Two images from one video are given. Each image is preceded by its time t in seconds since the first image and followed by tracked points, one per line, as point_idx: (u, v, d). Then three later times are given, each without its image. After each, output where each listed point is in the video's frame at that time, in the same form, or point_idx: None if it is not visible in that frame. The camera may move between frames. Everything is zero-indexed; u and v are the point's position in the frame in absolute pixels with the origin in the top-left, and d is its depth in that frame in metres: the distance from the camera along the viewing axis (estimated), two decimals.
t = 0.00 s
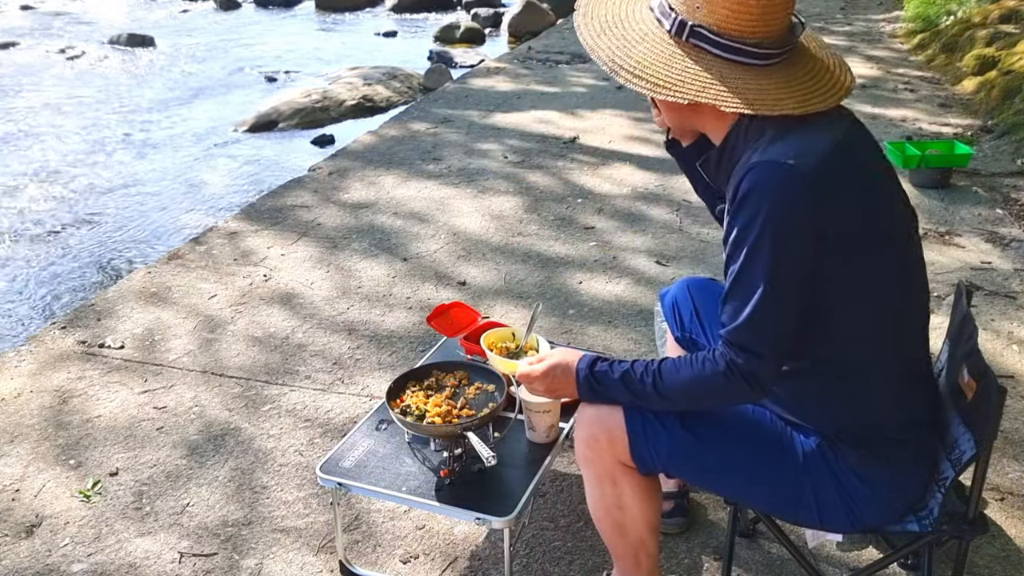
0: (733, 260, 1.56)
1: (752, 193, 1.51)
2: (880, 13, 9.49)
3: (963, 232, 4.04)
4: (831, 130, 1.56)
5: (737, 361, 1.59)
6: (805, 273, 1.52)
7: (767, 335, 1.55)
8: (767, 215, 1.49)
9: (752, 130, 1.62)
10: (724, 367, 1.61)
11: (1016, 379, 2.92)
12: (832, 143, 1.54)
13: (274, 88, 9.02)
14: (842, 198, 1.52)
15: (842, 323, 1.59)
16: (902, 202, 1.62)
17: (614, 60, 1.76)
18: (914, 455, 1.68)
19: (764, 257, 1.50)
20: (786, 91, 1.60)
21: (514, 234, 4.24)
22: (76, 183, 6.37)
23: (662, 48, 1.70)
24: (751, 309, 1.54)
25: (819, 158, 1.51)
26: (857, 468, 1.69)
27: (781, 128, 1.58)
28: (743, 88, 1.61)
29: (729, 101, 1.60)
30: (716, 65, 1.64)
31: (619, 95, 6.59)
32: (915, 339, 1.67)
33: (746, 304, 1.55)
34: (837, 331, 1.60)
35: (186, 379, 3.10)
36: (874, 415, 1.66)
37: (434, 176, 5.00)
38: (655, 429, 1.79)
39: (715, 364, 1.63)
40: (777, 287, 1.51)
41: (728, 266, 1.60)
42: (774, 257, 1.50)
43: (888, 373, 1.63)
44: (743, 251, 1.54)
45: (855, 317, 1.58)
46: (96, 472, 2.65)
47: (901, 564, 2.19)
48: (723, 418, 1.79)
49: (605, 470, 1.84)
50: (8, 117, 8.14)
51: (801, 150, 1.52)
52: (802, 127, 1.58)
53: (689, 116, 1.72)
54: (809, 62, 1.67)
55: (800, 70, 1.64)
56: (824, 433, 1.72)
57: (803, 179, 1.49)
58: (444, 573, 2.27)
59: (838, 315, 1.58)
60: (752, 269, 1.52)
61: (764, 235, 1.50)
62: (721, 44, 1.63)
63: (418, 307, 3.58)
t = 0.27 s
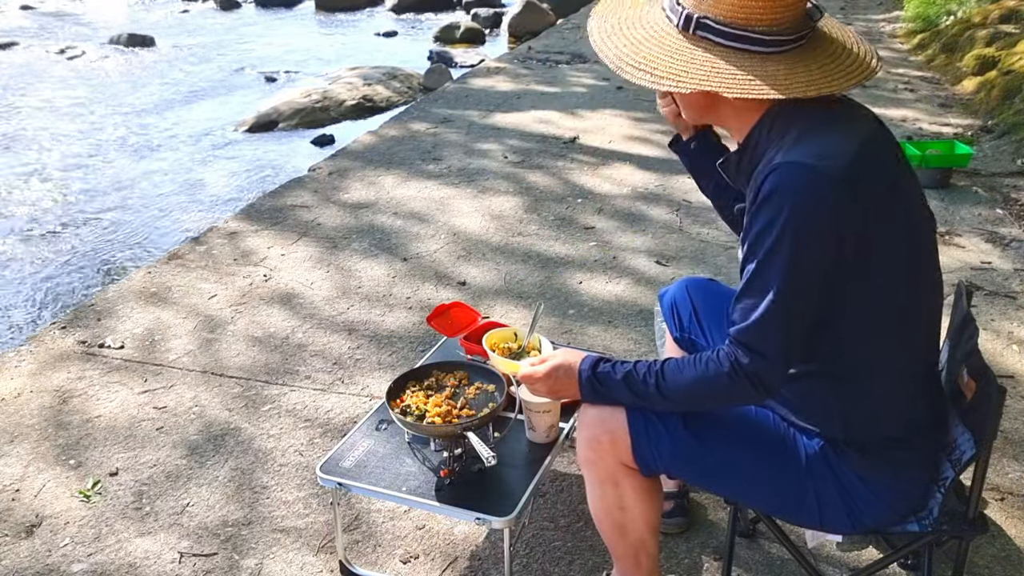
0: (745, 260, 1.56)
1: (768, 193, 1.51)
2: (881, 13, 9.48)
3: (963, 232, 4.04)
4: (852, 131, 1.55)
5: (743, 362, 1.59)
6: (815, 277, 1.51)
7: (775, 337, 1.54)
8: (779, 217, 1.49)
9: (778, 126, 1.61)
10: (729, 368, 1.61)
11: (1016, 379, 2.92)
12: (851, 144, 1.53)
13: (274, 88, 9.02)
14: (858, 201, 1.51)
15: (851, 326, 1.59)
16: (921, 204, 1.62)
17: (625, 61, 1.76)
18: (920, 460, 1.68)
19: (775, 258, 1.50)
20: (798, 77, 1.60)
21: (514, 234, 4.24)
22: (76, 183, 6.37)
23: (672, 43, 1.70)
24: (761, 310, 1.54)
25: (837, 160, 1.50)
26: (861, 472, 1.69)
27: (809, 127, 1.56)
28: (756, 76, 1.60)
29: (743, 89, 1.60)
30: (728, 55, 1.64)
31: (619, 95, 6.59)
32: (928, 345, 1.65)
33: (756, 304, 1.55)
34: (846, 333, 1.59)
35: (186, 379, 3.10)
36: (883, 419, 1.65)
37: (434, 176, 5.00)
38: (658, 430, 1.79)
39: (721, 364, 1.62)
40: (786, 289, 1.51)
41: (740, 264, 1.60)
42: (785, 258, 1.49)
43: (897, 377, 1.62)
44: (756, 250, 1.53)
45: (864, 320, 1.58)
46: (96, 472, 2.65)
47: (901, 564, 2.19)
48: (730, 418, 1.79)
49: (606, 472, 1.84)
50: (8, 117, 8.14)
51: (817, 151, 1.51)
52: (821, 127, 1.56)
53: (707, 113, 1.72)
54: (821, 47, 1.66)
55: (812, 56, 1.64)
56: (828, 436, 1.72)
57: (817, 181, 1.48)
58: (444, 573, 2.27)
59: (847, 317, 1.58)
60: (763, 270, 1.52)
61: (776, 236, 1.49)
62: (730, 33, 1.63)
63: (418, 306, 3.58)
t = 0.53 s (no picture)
0: (743, 259, 1.56)
1: (769, 192, 1.51)
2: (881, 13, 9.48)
3: (963, 232, 4.04)
4: (847, 131, 1.56)
5: (744, 362, 1.58)
6: (815, 276, 1.51)
7: (775, 337, 1.54)
8: (779, 216, 1.49)
9: (764, 125, 1.64)
10: (730, 367, 1.60)
11: (1016, 379, 2.92)
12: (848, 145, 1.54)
13: (274, 88, 9.02)
14: (857, 202, 1.51)
15: (850, 326, 1.59)
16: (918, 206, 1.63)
17: (611, 93, 1.77)
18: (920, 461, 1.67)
19: (775, 257, 1.50)
20: (781, 59, 1.67)
21: (514, 234, 4.24)
22: (76, 183, 6.37)
23: (652, 64, 1.72)
24: (760, 309, 1.54)
25: (835, 160, 1.50)
26: (861, 473, 1.69)
27: (798, 125, 1.59)
28: (746, 64, 1.64)
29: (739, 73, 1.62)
30: (712, 57, 1.68)
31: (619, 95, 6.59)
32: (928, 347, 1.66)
33: (755, 303, 1.55)
34: (846, 333, 1.59)
35: (186, 379, 3.10)
36: (883, 420, 1.65)
37: (434, 176, 5.00)
38: (658, 431, 1.79)
39: (721, 364, 1.62)
40: (787, 288, 1.51)
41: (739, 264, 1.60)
42: (784, 257, 1.49)
43: (898, 378, 1.62)
44: (754, 249, 1.53)
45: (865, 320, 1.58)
46: (96, 472, 2.65)
47: (901, 564, 2.19)
48: (730, 418, 1.79)
49: (607, 472, 1.84)
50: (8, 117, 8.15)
51: (815, 150, 1.52)
52: (822, 128, 1.56)
53: (697, 127, 1.73)
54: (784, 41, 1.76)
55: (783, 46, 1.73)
56: (829, 437, 1.72)
57: (816, 180, 1.49)
58: (444, 573, 2.27)
59: (848, 318, 1.58)
60: (763, 269, 1.52)
61: (774, 235, 1.50)
62: (706, 35, 1.68)
63: (418, 306, 3.58)
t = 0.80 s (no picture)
0: (722, 256, 1.57)
1: (742, 188, 1.52)
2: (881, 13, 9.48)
3: (963, 232, 4.04)
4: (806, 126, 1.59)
5: (735, 354, 1.59)
6: (795, 266, 1.52)
7: (767, 330, 1.55)
8: (757, 208, 1.50)
9: (723, 131, 1.65)
10: (723, 360, 1.60)
11: (1016, 379, 2.92)
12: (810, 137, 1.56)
13: (274, 88, 9.02)
14: (829, 191, 1.53)
15: (840, 320, 1.60)
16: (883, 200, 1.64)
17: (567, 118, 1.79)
18: (912, 450, 1.68)
19: (753, 249, 1.51)
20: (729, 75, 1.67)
21: (514, 234, 4.24)
22: (75, 183, 6.37)
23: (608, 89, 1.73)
24: (744, 302, 1.54)
25: (801, 151, 1.53)
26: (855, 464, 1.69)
27: (759, 123, 1.61)
28: (695, 82, 1.65)
29: (687, 92, 1.62)
30: (664, 79, 1.68)
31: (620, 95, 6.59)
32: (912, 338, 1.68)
33: (739, 297, 1.55)
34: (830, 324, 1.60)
35: (186, 379, 3.10)
36: (869, 410, 1.66)
37: (434, 176, 5.00)
38: (655, 426, 1.80)
39: (713, 357, 1.62)
40: (772, 280, 1.51)
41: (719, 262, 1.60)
42: (764, 248, 1.50)
43: (883, 367, 1.63)
44: (732, 244, 1.54)
45: (849, 310, 1.59)
46: (96, 472, 2.65)
47: (901, 565, 2.19)
48: (720, 413, 1.80)
49: (605, 469, 1.84)
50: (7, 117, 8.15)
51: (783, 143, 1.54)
52: (802, 127, 1.59)
53: (657, 147, 1.75)
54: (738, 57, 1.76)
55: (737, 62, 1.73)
56: (822, 433, 1.73)
57: (787, 171, 1.50)
58: (444, 573, 2.27)
59: (832, 308, 1.59)
60: (744, 264, 1.52)
61: (748, 229, 1.51)
62: (656, 57, 1.69)
63: (418, 306, 3.58)
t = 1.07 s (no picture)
0: (706, 258, 1.57)
1: (723, 189, 1.52)
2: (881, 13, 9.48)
3: (963, 232, 4.04)
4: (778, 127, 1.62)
5: (727, 351, 1.58)
6: (780, 263, 1.53)
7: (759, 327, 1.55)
8: (738, 207, 1.50)
9: (695, 142, 1.68)
10: (717, 358, 1.60)
11: (1016, 379, 2.92)
12: (784, 138, 1.59)
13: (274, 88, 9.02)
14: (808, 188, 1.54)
15: (831, 318, 1.60)
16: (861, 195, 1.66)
17: (543, 134, 1.82)
18: (905, 443, 1.68)
19: (736, 248, 1.51)
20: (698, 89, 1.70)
21: (514, 234, 4.24)
22: (75, 183, 6.37)
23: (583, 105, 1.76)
24: (731, 301, 1.54)
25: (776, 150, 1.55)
26: (850, 459, 1.69)
27: (734, 127, 1.63)
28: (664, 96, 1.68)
29: (656, 105, 1.65)
30: (634, 94, 1.71)
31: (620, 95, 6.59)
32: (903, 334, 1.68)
33: (726, 296, 1.55)
34: (817, 321, 1.61)
35: (186, 380, 3.10)
36: (858, 405, 1.67)
37: (434, 176, 5.00)
38: (652, 425, 1.80)
39: (706, 357, 1.61)
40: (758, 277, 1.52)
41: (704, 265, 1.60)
42: (748, 246, 1.51)
43: (871, 362, 1.64)
44: (715, 245, 1.54)
45: (836, 305, 1.59)
46: (96, 472, 2.65)
47: (901, 565, 2.19)
48: (711, 413, 1.80)
49: (603, 468, 1.84)
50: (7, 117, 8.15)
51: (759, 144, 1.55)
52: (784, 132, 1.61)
53: (632, 160, 1.77)
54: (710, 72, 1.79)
55: (707, 77, 1.76)
56: (818, 432, 1.73)
57: (766, 170, 1.52)
58: (444, 573, 2.27)
59: (821, 307, 1.59)
60: (730, 264, 1.52)
61: (728, 230, 1.52)
62: (627, 73, 1.73)
63: (418, 306, 3.58)
